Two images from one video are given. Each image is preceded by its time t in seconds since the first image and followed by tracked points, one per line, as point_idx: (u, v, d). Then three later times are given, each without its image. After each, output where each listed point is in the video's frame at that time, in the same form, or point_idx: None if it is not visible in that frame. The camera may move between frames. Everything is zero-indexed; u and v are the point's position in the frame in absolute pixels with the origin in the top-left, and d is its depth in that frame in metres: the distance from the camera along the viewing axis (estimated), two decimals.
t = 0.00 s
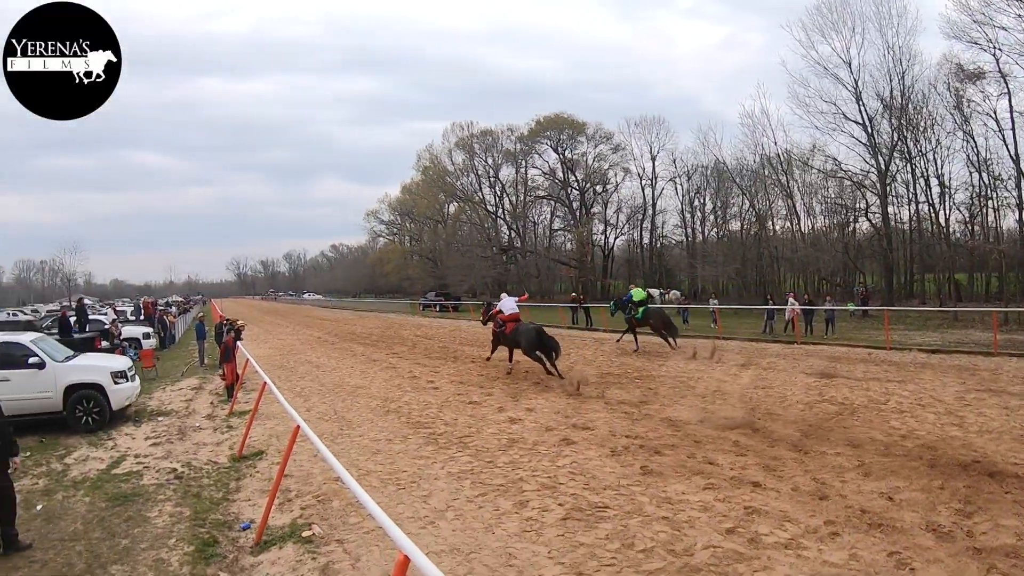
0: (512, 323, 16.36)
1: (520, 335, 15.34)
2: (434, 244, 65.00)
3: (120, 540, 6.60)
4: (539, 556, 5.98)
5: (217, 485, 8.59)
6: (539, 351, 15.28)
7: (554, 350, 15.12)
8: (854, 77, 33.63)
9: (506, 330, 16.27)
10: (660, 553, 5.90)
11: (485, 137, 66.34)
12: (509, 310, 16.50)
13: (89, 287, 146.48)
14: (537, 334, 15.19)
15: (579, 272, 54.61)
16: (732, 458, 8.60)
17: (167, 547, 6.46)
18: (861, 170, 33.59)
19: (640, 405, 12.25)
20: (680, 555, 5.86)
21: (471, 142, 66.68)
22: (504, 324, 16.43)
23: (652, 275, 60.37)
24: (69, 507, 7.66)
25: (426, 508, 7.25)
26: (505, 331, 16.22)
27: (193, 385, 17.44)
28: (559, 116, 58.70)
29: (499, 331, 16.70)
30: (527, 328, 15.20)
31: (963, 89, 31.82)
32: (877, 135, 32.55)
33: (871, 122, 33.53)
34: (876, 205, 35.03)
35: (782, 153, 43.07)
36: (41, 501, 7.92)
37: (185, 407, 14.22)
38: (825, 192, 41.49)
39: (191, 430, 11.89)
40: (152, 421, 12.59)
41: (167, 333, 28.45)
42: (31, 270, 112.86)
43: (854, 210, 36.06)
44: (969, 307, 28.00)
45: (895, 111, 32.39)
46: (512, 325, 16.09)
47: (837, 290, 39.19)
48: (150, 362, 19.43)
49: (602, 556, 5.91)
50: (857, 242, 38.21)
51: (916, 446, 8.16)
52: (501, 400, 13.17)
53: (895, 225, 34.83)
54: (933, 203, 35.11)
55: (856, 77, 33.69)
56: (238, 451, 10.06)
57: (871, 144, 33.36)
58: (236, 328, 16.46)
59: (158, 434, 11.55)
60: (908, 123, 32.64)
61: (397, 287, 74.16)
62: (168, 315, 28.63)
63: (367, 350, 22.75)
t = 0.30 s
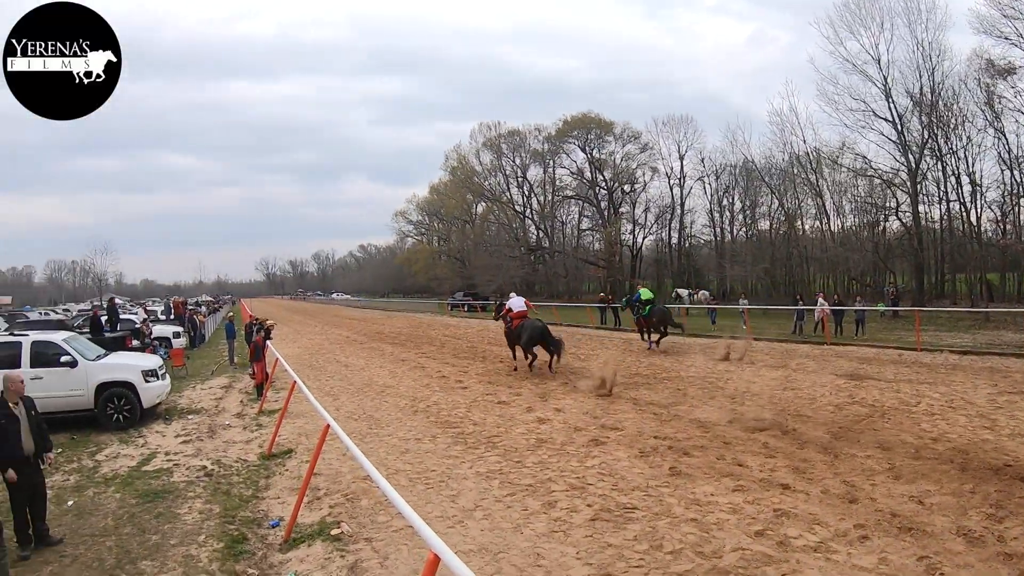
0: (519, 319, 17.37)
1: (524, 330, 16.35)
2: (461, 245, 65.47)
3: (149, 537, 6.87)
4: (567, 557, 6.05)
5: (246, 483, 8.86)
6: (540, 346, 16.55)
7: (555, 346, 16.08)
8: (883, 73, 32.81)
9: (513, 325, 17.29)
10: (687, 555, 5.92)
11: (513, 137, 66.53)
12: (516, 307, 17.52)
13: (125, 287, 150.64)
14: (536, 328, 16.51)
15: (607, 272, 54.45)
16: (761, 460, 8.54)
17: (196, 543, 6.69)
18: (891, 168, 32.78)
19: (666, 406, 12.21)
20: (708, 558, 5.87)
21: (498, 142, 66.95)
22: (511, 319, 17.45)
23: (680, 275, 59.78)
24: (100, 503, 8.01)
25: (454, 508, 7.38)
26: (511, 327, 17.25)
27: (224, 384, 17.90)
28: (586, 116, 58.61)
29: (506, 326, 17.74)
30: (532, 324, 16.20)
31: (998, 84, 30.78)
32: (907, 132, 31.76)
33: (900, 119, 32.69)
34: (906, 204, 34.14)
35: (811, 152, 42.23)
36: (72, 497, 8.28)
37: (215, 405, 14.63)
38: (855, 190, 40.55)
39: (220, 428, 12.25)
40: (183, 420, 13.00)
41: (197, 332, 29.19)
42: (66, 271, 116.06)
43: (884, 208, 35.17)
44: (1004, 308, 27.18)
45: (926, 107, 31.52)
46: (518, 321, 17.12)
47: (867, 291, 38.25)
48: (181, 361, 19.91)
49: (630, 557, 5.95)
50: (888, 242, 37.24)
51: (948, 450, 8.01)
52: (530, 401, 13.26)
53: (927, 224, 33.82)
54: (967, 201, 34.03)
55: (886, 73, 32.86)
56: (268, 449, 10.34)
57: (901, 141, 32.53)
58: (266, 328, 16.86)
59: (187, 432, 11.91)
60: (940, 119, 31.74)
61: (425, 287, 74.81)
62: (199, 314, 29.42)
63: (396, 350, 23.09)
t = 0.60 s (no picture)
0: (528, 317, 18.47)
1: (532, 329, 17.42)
2: (488, 245, 65.80)
3: (177, 533, 7.11)
4: (594, 557, 6.10)
5: (273, 481, 9.10)
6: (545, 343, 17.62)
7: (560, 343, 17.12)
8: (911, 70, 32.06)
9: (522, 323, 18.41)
10: (713, 557, 5.93)
11: (539, 137, 66.61)
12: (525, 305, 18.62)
13: (157, 287, 154.22)
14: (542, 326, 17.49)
15: (633, 271, 54.25)
16: (788, 462, 8.47)
17: (223, 540, 6.89)
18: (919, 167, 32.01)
19: (692, 407, 12.17)
20: (735, 560, 5.87)
21: (524, 142, 67.12)
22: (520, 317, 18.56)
23: (707, 275, 59.18)
24: (127, 500, 8.29)
25: (481, 508, 7.49)
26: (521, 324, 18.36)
27: (252, 383, 18.33)
28: (611, 115, 58.36)
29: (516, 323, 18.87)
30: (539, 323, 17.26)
31: None
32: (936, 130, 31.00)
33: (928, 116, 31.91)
34: (935, 202, 33.28)
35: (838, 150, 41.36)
36: (99, 493, 8.59)
37: (243, 404, 14.99)
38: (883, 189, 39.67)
39: (248, 427, 12.57)
40: (210, 418, 13.35)
41: (225, 331, 29.86)
42: (98, 271, 118.96)
43: (912, 207, 34.35)
44: None
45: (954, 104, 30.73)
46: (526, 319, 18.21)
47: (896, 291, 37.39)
48: (208, 361, 20.45)
49: (656, 558, 5.98)
50: (917, 241, 36.24)
51: (977, 453, 7.92)
52: (556, 401, 13.34)
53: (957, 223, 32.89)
54: (998, 199, 33.04)
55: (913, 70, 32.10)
56: (295, 448, 10.59)
57: (929, 139, 31.74)
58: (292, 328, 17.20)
59: (215, 430, 12.26)
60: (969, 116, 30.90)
61: (451, 287, 75.32)
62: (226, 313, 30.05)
63: (422, 350, 23.38)
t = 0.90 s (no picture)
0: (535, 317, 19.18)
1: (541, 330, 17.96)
2: (512, 245, 65.96)
3: (202, 530, 7.33)
4: (618, 558, 6.15)
5: (299, 479, 9.32)
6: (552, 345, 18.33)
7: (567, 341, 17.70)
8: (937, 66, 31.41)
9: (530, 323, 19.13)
10: (737, 560, 5.94)
11: (563, 137, 66.58)
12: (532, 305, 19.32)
13: (185, 287, 157.31)
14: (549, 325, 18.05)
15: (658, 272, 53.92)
16: (813, 464, 8.41)
17: (248, 538, 7.09)
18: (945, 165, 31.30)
19: (717, 408, 12.11)
20: (759, 562, 5.87)
21: (548, 142, 67.14)
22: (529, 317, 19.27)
23: (732, 275, 58.51)
24: (153, 497, 8.56)
25: (505, 508, 7.58)
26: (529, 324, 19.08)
27: (277, 382, 18.69)
28: (635, 115, 58.04)
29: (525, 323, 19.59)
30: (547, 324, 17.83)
31: None
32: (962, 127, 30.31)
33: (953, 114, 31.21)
34: (962, 201, 32.52)
35: (864, 148, 40.55)
36: (126, 491, 8.87)
37: (268, 403, 15.32)
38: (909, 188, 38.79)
39: (273, 425, 12.86)
40: (236, 417, 13.67)
41: (250, 330, 30.47)
42: (125, 271, 121.37)
43: (938, 206, 33.60)
44: None
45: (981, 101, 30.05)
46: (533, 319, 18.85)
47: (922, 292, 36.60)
48: (234, 359, 20.94)
49: (680, 560, 6.00)
50: (944, 240, 35.38)
51: (1005, 457, 7.81)
52: (579, 401, 13.40)
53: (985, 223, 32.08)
54: None
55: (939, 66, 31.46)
56: (321, 447, 10.81)
57: (956, 137, 31.04)
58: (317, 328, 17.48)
59: (240, 429, 12.55)
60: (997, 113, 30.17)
61: (474, 287, 75.70)
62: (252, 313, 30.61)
63: (446, 350, 23.58)
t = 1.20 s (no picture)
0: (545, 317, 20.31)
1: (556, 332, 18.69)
2: (535, 245, 66.07)
3: (225, 528, 7.54)
4: (640, 560, 6.18)
5: (322, 478, 9.51)
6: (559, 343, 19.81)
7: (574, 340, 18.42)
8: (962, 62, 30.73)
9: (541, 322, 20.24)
10: (759, 562, 5.93)
11: (585, 136, 66.44)
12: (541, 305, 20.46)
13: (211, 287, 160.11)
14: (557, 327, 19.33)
15: (681, 272, 53.57)
16: (837, 467, 8.33)
17: (270, 536, 7.28)
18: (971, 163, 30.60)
19: (740, 409, 12.05)
20: (782, 565, 5.86)
21: (570, 142, 67.05)
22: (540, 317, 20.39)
23: (755, 275, 57.78)
24: (177, 494, 8.82)
25: (527, 508, 7.66)
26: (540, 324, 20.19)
27: (301, 381, 19.03)
28: (658, 114, 57.68)
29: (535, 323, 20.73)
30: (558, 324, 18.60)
31: None
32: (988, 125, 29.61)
33: (977, 111, 30.50)
34: (988, 199, 31.75)
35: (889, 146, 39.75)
36: (150, 488, 9.15)
37: (292, 402, 15.63)
38: (933, 187, 37.97)
39: (297, 424, 13.11)
40: (260, 415, 13.97)
41: (273, 329, 31.01)
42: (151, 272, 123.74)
43: (963, 205, 32.86)
44: None
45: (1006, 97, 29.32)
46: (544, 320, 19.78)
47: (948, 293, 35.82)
48: (257, 358, 21.41)
49: (703, 562, 6.01)
50: (969, 240, 34.58)
51: None
52: (602, 401, 13.43)
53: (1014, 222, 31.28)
54: None
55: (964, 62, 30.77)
56: (344, 446, 11.01)
57: (980, 134, 30.34)
58: (341, 327, 17.75)
59: (265, 427, 12.83)
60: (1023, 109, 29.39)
61: (497, 287, 75.97)
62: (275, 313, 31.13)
63: (469, 349, 23.78)
